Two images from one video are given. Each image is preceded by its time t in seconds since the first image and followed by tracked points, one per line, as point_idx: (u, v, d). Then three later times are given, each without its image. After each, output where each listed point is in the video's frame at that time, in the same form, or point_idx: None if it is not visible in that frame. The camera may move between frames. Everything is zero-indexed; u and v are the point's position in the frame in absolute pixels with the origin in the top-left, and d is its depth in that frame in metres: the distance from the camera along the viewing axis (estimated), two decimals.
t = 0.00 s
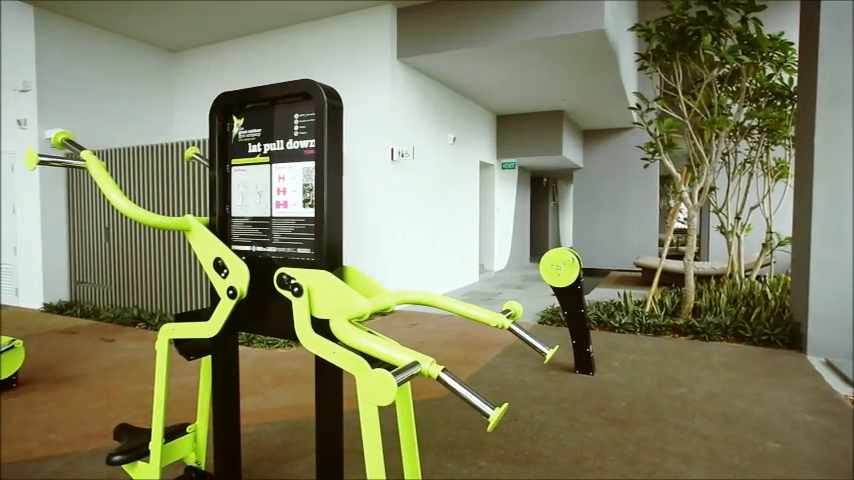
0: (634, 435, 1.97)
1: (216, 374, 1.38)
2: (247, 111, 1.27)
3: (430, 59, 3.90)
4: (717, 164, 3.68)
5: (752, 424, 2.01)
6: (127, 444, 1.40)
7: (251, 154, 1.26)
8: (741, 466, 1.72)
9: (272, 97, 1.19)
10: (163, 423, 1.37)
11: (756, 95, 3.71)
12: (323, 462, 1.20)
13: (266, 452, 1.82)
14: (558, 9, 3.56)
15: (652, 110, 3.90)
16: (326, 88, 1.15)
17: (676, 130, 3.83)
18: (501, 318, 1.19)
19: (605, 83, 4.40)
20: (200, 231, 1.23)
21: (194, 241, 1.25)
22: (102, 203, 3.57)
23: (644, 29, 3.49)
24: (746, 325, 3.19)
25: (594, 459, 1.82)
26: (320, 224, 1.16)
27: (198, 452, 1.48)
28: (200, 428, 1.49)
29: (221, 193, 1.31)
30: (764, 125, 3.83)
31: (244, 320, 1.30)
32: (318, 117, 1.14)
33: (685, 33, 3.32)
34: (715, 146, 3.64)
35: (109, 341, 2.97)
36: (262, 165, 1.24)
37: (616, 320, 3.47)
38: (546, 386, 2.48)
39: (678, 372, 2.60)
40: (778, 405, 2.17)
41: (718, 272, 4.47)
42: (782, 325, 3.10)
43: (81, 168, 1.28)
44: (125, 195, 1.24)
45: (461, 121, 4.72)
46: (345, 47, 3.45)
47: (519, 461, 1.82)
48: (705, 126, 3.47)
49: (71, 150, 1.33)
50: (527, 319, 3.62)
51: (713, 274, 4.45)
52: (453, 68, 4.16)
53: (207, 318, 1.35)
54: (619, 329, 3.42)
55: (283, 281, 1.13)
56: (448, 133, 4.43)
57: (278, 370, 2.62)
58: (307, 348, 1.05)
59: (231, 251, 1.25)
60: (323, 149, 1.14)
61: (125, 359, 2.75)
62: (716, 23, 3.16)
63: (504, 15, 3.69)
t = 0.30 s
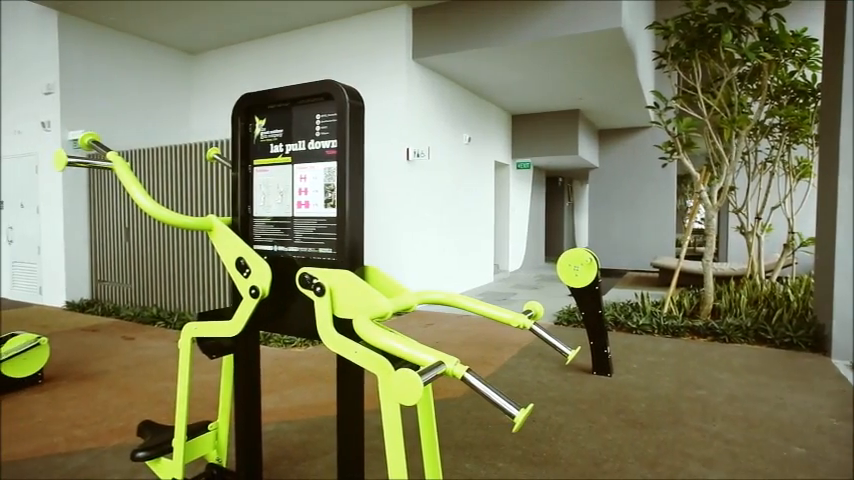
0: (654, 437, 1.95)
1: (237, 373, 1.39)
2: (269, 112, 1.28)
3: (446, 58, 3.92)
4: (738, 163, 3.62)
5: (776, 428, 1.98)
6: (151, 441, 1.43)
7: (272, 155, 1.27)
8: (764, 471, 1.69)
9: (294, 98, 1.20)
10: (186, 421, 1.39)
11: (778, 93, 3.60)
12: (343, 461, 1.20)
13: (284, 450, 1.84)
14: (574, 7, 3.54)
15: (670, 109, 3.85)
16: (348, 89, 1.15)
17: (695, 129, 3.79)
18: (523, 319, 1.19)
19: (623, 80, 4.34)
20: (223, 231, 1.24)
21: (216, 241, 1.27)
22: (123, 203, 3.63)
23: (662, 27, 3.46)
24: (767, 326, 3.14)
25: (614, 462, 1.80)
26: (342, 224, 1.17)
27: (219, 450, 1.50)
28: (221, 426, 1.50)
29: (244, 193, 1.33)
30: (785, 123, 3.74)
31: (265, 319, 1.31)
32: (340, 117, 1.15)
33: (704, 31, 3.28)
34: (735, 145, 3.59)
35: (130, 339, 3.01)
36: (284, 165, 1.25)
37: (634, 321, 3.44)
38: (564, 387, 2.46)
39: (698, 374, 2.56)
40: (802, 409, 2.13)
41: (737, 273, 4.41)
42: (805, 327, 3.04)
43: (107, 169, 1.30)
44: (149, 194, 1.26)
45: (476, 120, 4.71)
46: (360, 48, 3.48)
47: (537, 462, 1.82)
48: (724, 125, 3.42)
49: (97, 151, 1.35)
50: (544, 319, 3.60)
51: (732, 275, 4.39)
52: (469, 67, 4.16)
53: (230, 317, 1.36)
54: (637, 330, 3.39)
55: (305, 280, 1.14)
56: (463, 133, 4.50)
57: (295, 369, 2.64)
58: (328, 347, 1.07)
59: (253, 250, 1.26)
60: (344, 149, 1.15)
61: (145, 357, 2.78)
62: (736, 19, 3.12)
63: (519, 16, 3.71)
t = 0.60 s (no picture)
0: (676, 440, 1.92)
1: (260, 371, 1.40)
2: (292, 113, 1.29)
3: (464, 58, 3.90)
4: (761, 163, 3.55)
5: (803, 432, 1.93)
6: (176, 438, 1.45)
7: (296, 155, 1.28)
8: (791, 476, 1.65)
9: (317, 98, 1.21)
10: (210, 418, 1.40)
11: (804, 90, 3.46)
12: (367, 459, 1.21)
13: (304, 449, 1.85)
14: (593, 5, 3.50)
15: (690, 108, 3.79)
16: (371, 89, 1.16)
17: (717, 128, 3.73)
18: (546, 319, 1.18)
19: (642, 79, 4.28)
20: (248, 231, 1.25)
21: (240, 241, 1.28)
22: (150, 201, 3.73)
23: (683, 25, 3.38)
24: (792, 329, 3.07)
25: (635, 464, 1.78)
26: (366, 225, 1.17)
27: (242, 447, 1.51)
28: (244, 424, 1.52)
29: (267, 193, 1.34)
30: (810, 121, 3.60)
31: (288, 319, 1.32)
32: (363, 117, 1.15)
33: (726, 27, 3.22)
34: (758, 144, 3.52)
35: (151, 337, 3.06)
36: (308, 165, 1.26)
37: (653, 323, 3.39)
38: (583, 388, 2.44)
39: (721, 377, 2.51)
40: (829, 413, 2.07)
41: (759, 274, 4.33)
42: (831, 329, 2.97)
43: (135, 170, 1.32)
44: (176, 194, 1.27)
45: (493, 120, 4.69)
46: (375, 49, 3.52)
47: (557, 464, 1.80)
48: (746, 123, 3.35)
49: (125, 152, 1.37)
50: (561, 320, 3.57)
51: (754, 276, 4.31)
52: (486, 68, 4.14)
53: (254, 316, 1.37)
54: (656, 331, 3.34)
55: (328, 280, 1.14)
56: (481, 133, 4.48)
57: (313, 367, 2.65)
58: (353, 347, 1.08)
59: (277, 250, 1.27)
60: (368, 149, 1.15)
61: (166, 355, 2.82)
62: (760, 16, 3.07)
63: (536, 15, 3.68)
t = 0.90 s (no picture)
0: (702, 444, 1.88)
1: (285, 370, 1.41)
2: (317, 113, 1.29)
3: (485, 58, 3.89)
4: (788, 162, 3.48)
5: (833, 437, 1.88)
6: (201, 435, 1.47)
7: (322, 156, 1.29)
8: None
9: (343, 99, 1.22)
10: (236, 416, 1.42)
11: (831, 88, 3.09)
12: (392, 458, 1.21)
13: (326, 448, 1.86)
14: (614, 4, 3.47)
15: (714, 105, 3.72)
16: (397, 89, 1.16)
17: (741, 125, 3.66)
18: (573, 320, 1.18)
19: (664, 76, 4.22)
20: (274, 231, 1.26)
21: (267, 240, 1.29)
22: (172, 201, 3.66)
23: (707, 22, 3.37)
24: (820, 331, 2.99)
25: (660, 468, 1.76)
26: (393, 225, 1.18)
27: (266, 445, 1.53)
28: (268, 422, 1.53)
29: (293, 194, 1.34)
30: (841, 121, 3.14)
31: (313, 318, 1.33)
32: (390, 117, 1.16)
33: (752, 23, 3.15)
34: (785, 141, 3.45)
35: (174, 336, 3.11)
36: (333, 165, 1.26)
37: (676, 325, 3.34)
38: (605, 390, 2.41)
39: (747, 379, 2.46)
40: None
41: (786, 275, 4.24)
42: None
43: (164, 171, 1.34)
44: (204, 195, 1.29)
45: (513, 120, 4.66)
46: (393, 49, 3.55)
47: (579, 466, 1.79)
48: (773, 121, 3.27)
49: (154, 154, 1.38)
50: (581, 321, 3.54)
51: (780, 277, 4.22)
52: (505, 67, 4.12)
53: (279, 315, 1.39)
54: (679, 333, 3.28)
55: (354, 279, 1.14)
56: (499, 133, 4.42)
57: (332, 366, 2.66)
58: (378, 346, 1.09)
59: (303, 249, 1.28)
60: (394, 149, 1.15)
61: (189, 352, 2.86)
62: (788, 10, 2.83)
63: (556, 15, 3.65)
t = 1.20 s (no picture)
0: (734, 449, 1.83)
1: (315, 368, 1.42)
2: (347, 113, 1.30)
3: (507, 56, 3.84)
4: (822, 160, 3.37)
5: None
6: (231, 432, 1.49)
7: (351, 156, 1.30)
8: None
9: (374, 99, 1.22)
10: (266, 413, 1.43)
11: None
12: (422, 458, 1.21)
13: (352, 446, 1.87)
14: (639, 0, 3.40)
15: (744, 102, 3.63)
16: (428, 88, 1.16)
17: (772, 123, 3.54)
18: (606, 322, 1.16)
19: (690, 73, 4.13)
20: (305, 231, 1.27)
21: (297, 240, 1.30)
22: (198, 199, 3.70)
23: (736, 17, 3.25)
24: None
25: (690, 473, 1.73)
26: (423, 225, 1.18)
27: (294, 443, 1.54)
28: (297, 420, 1.54)
29: (323, 194, 1.36)
30: None
31: (343, 317, 1.34)
32: (420, 117, 1.16)
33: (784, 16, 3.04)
34: (819, 138, 3.35)
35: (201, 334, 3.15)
36: (363, 165, 1.27)
37: (703, 327, 3.28)
38: (632, 392, 2.38)
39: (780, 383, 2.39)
40: None
41: (818, 277, 4.11)
42: None
43: (197, 172, 1.37)
44: (236, 195, 1.31)
45: (535, 120, 4.62)
46: (414, 48, 3.56)
47: (607, 469, 1.76)
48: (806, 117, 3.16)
49: (186, 155, 1.41)
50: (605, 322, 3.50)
51: (812, 279, 4.10)
52: (526, 65, 4.08)
53: (309, 314, 1.40)
54: (706, 335, 3.22)
55: (385, 279, 1.15)
56: (522, 132, 4.36)
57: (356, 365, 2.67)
58: (409, 346, 1.10)
59: (333, 248, 1.29)
60: (425, 149, 1.16)
61: (215, 350, 2.91)
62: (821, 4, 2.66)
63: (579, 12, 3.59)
